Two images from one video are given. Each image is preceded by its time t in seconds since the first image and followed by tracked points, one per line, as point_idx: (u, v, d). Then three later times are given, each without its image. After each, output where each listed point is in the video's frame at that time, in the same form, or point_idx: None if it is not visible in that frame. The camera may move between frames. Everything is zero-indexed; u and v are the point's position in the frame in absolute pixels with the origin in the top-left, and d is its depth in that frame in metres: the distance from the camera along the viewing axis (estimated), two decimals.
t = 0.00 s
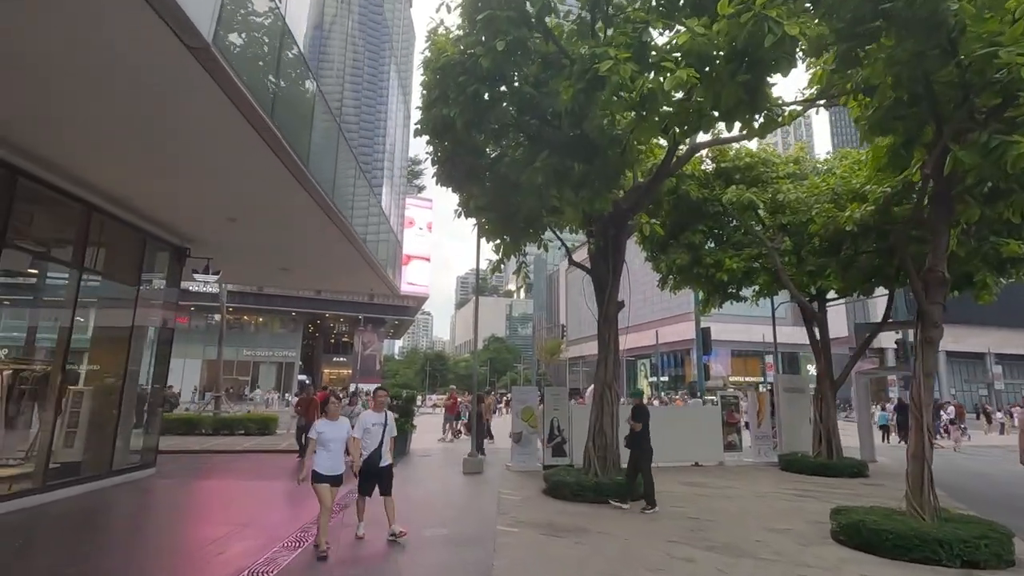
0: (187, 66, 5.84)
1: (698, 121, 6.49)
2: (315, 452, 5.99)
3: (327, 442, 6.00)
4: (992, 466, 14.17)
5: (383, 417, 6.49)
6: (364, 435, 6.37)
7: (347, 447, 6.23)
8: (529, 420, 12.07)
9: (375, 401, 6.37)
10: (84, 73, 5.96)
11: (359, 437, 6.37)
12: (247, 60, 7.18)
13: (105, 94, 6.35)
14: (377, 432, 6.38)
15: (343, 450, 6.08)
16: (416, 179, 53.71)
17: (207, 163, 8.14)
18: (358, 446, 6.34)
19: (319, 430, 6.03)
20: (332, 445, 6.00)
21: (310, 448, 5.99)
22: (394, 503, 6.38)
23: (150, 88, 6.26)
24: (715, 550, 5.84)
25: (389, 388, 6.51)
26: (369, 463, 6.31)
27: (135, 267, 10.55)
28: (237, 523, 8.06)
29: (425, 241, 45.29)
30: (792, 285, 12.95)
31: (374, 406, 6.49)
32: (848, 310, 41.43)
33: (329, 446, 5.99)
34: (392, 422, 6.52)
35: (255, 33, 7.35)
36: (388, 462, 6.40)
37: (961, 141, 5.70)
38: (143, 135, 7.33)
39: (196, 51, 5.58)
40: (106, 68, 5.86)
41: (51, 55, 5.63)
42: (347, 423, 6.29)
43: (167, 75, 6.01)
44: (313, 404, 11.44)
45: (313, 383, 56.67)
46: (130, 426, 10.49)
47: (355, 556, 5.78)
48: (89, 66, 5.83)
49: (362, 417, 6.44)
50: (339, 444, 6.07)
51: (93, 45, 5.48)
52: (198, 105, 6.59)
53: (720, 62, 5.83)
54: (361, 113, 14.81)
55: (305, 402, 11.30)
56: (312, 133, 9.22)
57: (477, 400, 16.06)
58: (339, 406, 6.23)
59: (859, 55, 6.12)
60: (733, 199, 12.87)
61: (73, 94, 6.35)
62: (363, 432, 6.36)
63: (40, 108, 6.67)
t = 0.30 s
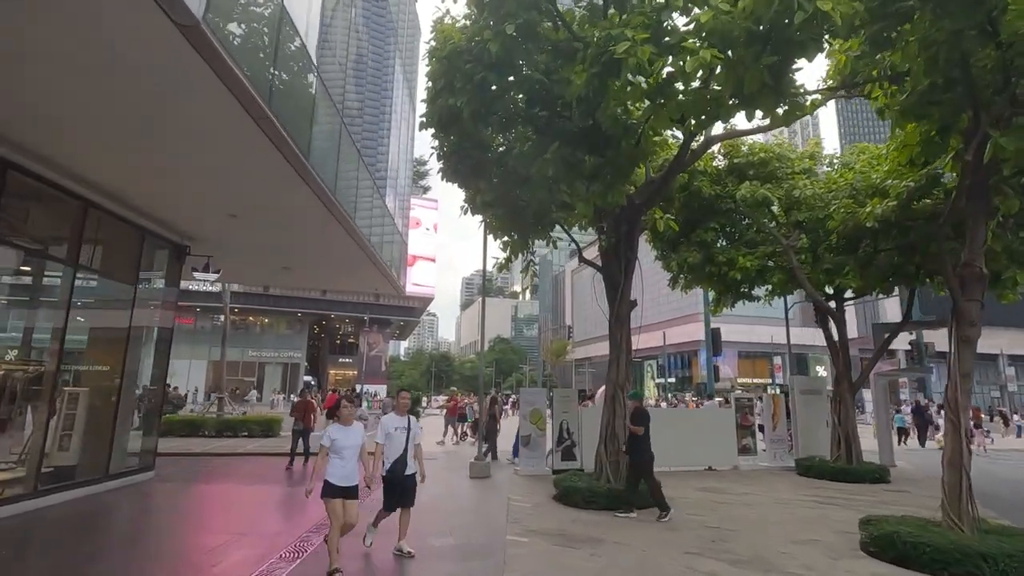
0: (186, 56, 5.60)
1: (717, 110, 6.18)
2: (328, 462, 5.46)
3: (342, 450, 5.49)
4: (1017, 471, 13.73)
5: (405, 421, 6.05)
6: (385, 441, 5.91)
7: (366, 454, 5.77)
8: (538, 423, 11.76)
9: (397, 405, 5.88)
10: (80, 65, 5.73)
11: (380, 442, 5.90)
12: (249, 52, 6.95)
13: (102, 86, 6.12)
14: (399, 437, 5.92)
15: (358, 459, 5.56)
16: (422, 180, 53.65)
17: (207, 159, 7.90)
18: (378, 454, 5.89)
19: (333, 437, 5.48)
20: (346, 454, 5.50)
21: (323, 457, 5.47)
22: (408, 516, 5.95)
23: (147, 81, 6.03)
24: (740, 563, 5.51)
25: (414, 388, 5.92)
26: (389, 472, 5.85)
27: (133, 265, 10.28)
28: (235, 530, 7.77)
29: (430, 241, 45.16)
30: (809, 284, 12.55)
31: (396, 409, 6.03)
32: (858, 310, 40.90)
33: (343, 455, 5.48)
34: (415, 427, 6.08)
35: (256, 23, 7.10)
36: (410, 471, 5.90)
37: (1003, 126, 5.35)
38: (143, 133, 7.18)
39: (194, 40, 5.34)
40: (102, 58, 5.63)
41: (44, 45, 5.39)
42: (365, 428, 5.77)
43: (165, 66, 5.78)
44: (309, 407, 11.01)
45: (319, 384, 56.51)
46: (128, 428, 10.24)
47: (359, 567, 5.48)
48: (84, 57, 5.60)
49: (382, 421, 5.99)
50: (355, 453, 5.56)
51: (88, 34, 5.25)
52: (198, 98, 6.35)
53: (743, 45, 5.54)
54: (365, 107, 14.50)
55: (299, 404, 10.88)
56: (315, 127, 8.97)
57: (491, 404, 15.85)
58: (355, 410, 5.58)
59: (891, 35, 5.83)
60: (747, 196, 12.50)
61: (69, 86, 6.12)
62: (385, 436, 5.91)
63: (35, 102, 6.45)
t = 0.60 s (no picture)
0: (187, 51, 5.33)
1: (739, 99, 5.88)
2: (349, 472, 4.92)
3: (362, 460, 4.96)
4: None
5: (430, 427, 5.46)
6: (407, 448, 5.34)
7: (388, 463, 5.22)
8: (548, 427, 11.38)
9: (421, 409, 5.34)
10: (77, 61, 5.48)
11: (402, 451, 5.35)
12: (252, 48, 6.71)
13: (100, 83, 5.88)
14: (424, 445, 5.33)
15: (379, 470, 5.03)
16: (429, 183, 53.59)
17: (210, 158, 7.65)
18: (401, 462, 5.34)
19: (353, 443, 4.98)
20: (368, 464, 4.97)
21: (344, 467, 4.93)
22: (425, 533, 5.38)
23: (147, 77, 5.77)
24: None
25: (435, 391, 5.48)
26: (411, 483, 5.30)
27: (133, 266, 10.06)
28: (236, 537, 7.50)
29: (437, 245, 44.96)
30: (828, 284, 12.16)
31: (420, 414, 5.46)
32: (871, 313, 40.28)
33: (365, 465, 4.95)
34: (441, 433, 5.52)
35: (258, 16, 6.85)
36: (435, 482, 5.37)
37: None
38: (144, 133, 6.97)
39: (196, 32, 5.07)
40: (99, 54, 5.37)
41: (37, 40, 5.14)
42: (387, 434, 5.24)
43: (165, 61, 5.52)
44: (306, 407, 10.56)
45: (325, 388, 56.38)
46: (129, 431, 10.00)
47: None
48: (81, 53, 5.34)
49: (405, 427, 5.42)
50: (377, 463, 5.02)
51: (83, 28, 4.98)
52: (200, 94, 6.09)
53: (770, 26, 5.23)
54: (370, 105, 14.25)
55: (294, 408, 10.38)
56: (320, 123, 8.72)
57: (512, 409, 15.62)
58: (377, 416, 5.20)
59: (927, 14, 5.49)
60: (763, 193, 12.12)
61: (66, 83, 5.87)
62: (407, 445, 5.33)
63: (31, 98, 6.20)
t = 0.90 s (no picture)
0: (189, 36, 5.14)
1: (767, 81, 5.52)
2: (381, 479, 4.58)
3: (395, 466, 4.57)
4: None
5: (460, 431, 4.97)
6: (435, 455, 4.84)
7: (418, 470, 4.77)
8: (564, 428, 11.10)
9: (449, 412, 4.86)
10: (77, 46, 5.28)
11: (430, 458, 4.84)
12: (259, 37, 6.49)
13: (102, 72, 5.72)
14: (454, 451, 4.86)
15: (411, 476, 4.64)
16: (440, 182, 53.58)
17: (217, 151, 7.46)
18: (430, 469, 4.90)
19: (383, 449, 4.60)
20: (401, 471, 4.59)
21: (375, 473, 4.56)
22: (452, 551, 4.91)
23: (151, 65, 5.57)
24: None
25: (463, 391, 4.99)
26: (442, 495, 4.79)
27: (140, 264, 9.92)
28: (240, 542, 7.27)
29: (448, 244, 44.80)
30: (854, 280, 11.70)
31: (447, 417, 4.96)
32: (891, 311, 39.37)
33: (398, 472, 4.57)
34: (472, 437, 5.03)
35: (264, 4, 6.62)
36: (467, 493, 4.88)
37: None
38: (149, 125, 6.80)
39: (197, 16, 4.87)
40: (100, 41, 5.20)
41: (36, 25, 4.97)
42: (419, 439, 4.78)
43: (168, 46, 5.32)
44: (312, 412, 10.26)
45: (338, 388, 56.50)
46: (136, 432, 9.84)
47: None
48: (81, 38, 5.15)
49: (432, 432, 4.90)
50: (411, 469, 4.65)
51: (83, 10, 4.78)
52: (206, 81, 5.90)
53: None
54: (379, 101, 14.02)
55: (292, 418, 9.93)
56: (328, 116, 8.48)
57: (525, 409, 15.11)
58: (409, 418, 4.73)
59: None
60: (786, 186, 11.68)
61: (68, 72, 5.71)
62: (436, 451, 4.84)
63: (33, 89, 6.04)
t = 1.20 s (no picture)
0: (189, 27, 4.92)
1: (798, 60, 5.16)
2: (403, 492, 4.07)
3: (420, 479, 4.05)
4: None
5: (489, 436, 4.55)
6: (463, 461, 4.45)
7: (451, 480, 4.23)
8: (578, 428, 10.77)
9: (478, 416, 4.44)
10: (74, 37, 5.05)
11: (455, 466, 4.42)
12: (262, 25, 6.22)
13: (100, 65, 5.51)
14: (480, 458, 4.47)
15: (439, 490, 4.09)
16: (450, 182, 53.46)
17: (221, 144, 7.24)
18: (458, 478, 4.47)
19: (405, 460, 4.08)
20: (426, 484, 4.05)
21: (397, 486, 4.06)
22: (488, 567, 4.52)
23: (150, 55, 5.33)
24: None
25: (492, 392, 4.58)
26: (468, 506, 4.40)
27: (144, 261, 9.74)
28: (245, 545, 7.03)
29: (457, 244, 44.54)
30: (880, 275, 11.23)
31: (474, 420, 4.57)
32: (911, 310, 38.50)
33: (423, 485, 4.04)
34: (501, 443, 4.59)
35: None
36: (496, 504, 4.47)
37: None
38: (151, 119, 6.60)
39: (196, 5, 4.63)
40: (98, 33, 5.00)
41: (30, 17, 4.77)
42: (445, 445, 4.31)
43: (169, 37, 5.10)
44: (317, 411, 9.92)
45: (349, 388, 56.59)
46: (140, 432, 9.67)
47: None
48: (77, 28, 4.91)
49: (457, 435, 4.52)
50: (439, 482, 4.11)
51: None
52: (209, 75, 5.69)
53: None
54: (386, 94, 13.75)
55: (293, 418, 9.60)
56: (334, 107, 8.22)
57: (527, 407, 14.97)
58: (432, 423, 4.22)
59: None
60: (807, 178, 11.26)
61: (64, 63, 5.48)
62: (462, 457, 4.44)
63: (30, 80, 5.82)
